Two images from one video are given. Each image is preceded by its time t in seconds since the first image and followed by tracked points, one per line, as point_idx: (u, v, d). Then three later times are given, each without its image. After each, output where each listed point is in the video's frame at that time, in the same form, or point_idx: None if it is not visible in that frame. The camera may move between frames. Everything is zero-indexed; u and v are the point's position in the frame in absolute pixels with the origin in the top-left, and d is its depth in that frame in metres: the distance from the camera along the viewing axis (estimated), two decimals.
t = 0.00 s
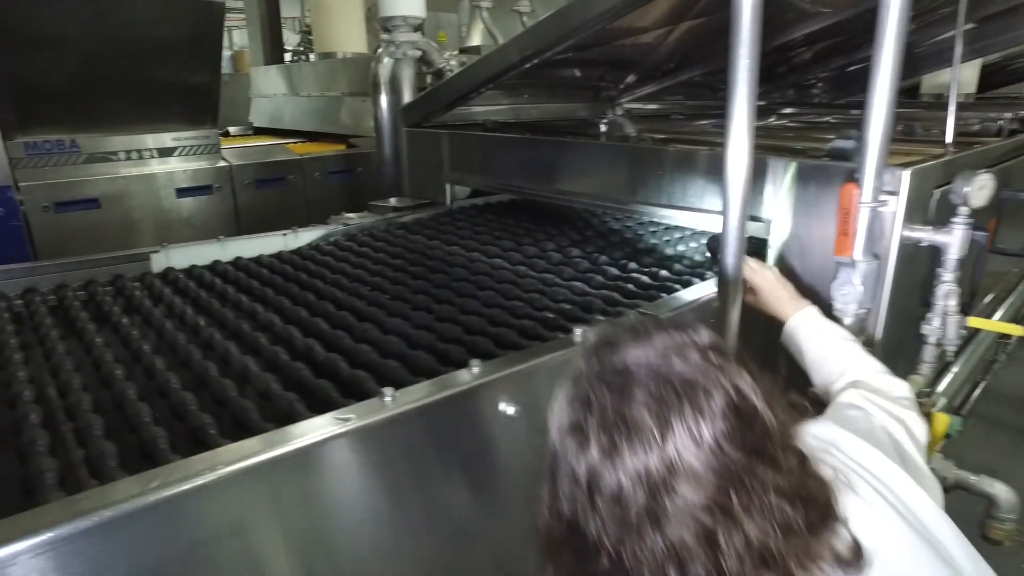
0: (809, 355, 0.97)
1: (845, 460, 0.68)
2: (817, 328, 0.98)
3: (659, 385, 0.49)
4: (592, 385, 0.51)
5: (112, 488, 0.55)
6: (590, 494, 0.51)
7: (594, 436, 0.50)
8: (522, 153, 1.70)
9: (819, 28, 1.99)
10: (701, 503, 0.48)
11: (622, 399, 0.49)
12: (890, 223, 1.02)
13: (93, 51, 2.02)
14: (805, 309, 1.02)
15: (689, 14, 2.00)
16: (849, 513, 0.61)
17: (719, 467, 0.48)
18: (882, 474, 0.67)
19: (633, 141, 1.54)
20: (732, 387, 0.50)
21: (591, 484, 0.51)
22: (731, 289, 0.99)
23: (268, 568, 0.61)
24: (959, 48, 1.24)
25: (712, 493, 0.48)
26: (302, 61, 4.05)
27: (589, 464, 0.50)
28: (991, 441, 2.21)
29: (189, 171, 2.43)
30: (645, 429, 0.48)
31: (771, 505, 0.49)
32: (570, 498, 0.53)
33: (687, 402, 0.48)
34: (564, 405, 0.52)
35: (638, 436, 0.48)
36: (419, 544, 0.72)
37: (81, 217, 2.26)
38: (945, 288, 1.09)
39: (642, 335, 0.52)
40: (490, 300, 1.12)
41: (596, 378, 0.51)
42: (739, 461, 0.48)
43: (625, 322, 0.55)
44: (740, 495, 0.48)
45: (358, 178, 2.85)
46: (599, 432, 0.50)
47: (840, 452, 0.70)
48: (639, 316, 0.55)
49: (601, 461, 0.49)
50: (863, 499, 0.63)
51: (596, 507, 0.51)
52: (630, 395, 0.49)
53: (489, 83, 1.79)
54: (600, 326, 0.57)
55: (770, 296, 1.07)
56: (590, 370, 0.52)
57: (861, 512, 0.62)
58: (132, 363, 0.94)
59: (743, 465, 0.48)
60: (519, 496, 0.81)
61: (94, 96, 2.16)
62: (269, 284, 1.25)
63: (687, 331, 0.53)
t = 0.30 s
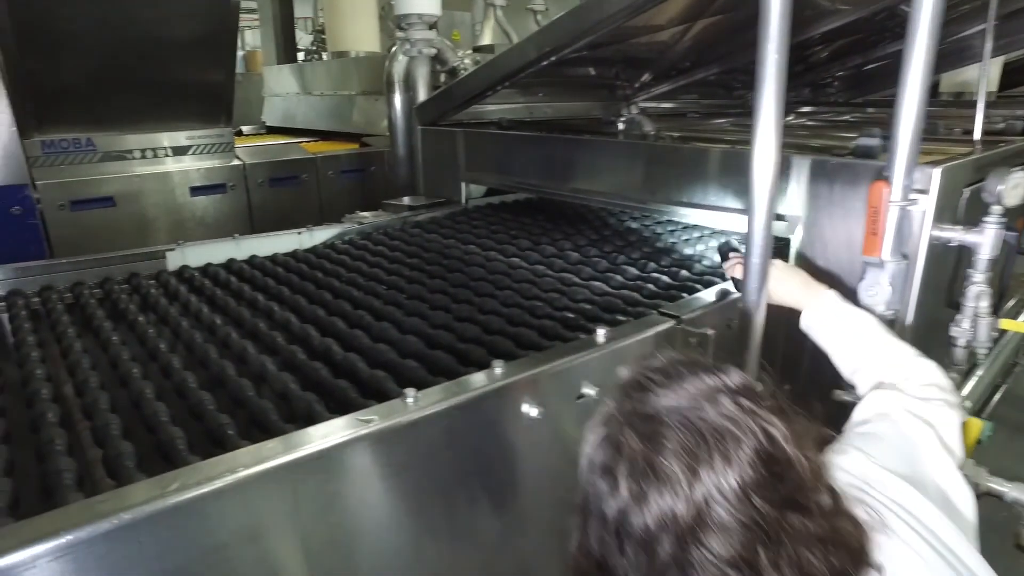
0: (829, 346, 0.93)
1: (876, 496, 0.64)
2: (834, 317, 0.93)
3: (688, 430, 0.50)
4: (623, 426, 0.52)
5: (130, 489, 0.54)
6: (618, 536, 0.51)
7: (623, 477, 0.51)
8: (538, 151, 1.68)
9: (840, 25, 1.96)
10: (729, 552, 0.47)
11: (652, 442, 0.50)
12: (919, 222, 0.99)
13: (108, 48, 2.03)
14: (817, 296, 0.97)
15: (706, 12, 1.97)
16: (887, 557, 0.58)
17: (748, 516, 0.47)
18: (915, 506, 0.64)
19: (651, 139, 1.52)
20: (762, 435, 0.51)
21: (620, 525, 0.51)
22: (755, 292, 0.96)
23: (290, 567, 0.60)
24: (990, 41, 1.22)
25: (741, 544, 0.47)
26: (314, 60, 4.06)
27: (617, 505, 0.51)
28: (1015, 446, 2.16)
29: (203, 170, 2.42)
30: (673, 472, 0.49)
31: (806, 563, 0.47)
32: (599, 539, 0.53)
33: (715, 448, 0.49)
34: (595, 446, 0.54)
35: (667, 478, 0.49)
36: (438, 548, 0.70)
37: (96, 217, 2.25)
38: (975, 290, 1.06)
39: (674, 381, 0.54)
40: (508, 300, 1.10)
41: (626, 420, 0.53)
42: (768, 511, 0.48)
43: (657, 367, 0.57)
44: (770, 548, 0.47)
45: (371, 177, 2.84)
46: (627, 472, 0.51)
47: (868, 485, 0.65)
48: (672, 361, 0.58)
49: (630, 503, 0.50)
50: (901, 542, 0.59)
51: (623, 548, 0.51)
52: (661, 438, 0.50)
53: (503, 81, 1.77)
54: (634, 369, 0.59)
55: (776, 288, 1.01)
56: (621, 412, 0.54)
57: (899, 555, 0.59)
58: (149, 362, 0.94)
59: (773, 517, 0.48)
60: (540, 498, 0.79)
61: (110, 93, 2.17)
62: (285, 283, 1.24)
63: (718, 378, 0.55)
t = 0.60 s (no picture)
0: (850, 341, 0.91)
1: (917, 533, 0.60)
2: (851, 309, 0.91)
3: (725, 455, 0.48)
4: (658, 448, 0.51)
5: (141, 495, 0.52)
6: (648, 561, 0.49)
7: (659, 501, 0.49)
8: (553, 150, 1.67)
9: (858, 23, 1.93)
10: None
11: (688, 466, 0.49)
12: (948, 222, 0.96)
13: (121, 47, 2.03)
14: (834, 288, 0.95)
15: (723, 10, 1.95)
16: None
17: (787, 550, 0.45)
18: (960, 539, 0.61)
19: (668, 137, 1.50)
20: (802, 466, 0.49)
21: (650, 550, 0.49)
22: (777, 294, 0.94)
23: (308, 574, 0.58)
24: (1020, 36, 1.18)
25: None
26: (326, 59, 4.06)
27: (650, 528, 0.49)
28: None
29: (215, 168, 2.42)
30: (708, 497, 0.47)
31: None
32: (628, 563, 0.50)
33: (753, 475, 0.47)
34: (628, 466, 0.52)
35: (701, 504, 0.47)
36: (456, 555, 0.68)
37: (109, 216, 2.25)
38: (1006, 291, 1.03)
39: (713, 405, 0.53)
40: (524, 300, 1.09)
41: (662, 442, 0.51)
42: (806, 547, 0.46)
43: (696, 390, 0.55)
44: None
45: (383, 176, 2.82)
46: (663, 496, 0.48)
47: (908, 513, 0.62)
48: (712, 385, 0.56)
49: (661, 526, 0.48)
50: None
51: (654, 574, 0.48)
52: (697, 462, 0.48)
53: (517, 80, 1.75)
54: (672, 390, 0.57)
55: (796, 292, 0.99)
56: (658, 434, 0.52)
57: None
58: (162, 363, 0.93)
59: (812, 553, 0.46)
60: (560, 504, 0.77)
61: (123, 92, 2.17)
62: (298, 282, 1.23)
63: (758, 405, 0.53)
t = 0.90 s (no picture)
0: (878, 343, 0.89)
1: (949, 551, 0.58)
2: (880, 312, 0.89)
3: (756, 466, 0.47)
4: (686, 455, 0.49)
5: (146, 502, 0.51)
6: (672, 570, 0.47)
7: (686, 510, 0.47)
8: (563, 150, 1.65)
9: (872, 22, 1.90)
10: None
11: (717, 475, 0.47)
12: (972, 224, 0.93)
13: (129, 47, 2.02)
14: (860, 289, 0.92)
15: (735, 8, 1.92)
16: None
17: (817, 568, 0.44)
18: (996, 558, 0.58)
19: (680, 136, 1.48)
20: (834, 480, 0.47)
21: (676, 560, 0.47)
22: (796, 295, 0.91)
23: None
24: None
25: None
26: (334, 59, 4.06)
27: (677, 537, 0.47)
28: None
29: (223, 168, 2.41)
30: (737, 508, 0.46)
31: None
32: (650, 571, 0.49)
33: (785, 488, 0.46)
34: (654, 474, 0.51)
35: (730, 515, 0.46)
36: (469, 564, 0.66)
37: (117, 216, 2.24)
38: None
39: (743, 415, 0.51)
40: (536, 302, 1.07)
41: (690, 449, 0.50)
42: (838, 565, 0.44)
43: (725, 398, 0.54)
44: None
45: (391, 176, 2.81)
46: (691, 505, 0.47)
47: (940, 530, 0.60)
48: (741, 394, 0.54)
49: (688, 536, 0.46)
50: None
51: None
52: (727, 472, 0.47)
53: (527, 78, 1.73)
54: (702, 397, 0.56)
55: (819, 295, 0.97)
56: (687, 442, 0.50)
57: None
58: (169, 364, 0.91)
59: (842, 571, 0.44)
60: (573, 510, 0.75)
61: (131, 91, 2.16)
62: (307, 282, 1.21)
63: (788, 415, 0.51)
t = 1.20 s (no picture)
0: (916, 346, 0.85)
1: None
2: (915, 312, 0.85)
3: (809, 476, 0.44)
4: (732, 456, 0.47)
5: (155, 516, 0.48)
6: None
7: (731, 512, 0.45)
8: (576, 149, 1.61)
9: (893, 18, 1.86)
10: None
11: (765, 481, 0.45)
12: (1007, 225, 0.89)
13: (137, 45, 2.01)
14: (893, 288, 0.89)
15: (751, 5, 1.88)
16: None
17: None
18: None
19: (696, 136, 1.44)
20: (891, 497, 0.44)
21: (716, 567, 0.45)
22: (821, 299, 0.87)
23: None
24: None
25: None
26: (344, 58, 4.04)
27: (720, 542, 0.45)
28: None
29: (232, 167, 2.39)
30: (786, 519, 0.43)
31: None
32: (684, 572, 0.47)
33: (839, 502, 0.43)
34: (695, 473, 0.48)
35: (777, 526, 0.43)
36: None
37: (127, 215, 2.22)
38: None
39: (796, 417, 0.48)
40: (549, 306, 1.04)
41: (737, 450, 0.47)
42: None
43: (777, 399, 0.51)
44: None
45: (401, 175, 2.79)
46: (737, 509, 0.44)
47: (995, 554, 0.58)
48: (793, 395, 0.51)
49: (732, 542, 0.44)
50: None
51: None
52: (777, 478, 0.44)
53: (538, 77, 1.70)
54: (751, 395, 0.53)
55: (850, 293, 0.94)
56: (735, 444, 0.48)
57: None
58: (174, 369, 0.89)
59: None
60: (590, 525, 0.73)
61: (140, 90, 2.15)
62: (315, 284, 1.19)
63: (845, 422, 0.48)
